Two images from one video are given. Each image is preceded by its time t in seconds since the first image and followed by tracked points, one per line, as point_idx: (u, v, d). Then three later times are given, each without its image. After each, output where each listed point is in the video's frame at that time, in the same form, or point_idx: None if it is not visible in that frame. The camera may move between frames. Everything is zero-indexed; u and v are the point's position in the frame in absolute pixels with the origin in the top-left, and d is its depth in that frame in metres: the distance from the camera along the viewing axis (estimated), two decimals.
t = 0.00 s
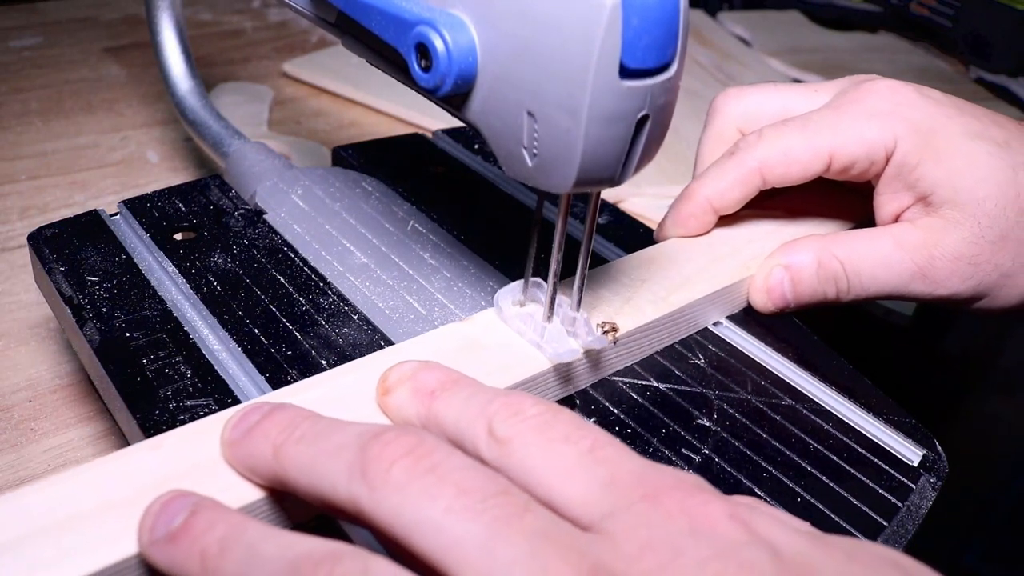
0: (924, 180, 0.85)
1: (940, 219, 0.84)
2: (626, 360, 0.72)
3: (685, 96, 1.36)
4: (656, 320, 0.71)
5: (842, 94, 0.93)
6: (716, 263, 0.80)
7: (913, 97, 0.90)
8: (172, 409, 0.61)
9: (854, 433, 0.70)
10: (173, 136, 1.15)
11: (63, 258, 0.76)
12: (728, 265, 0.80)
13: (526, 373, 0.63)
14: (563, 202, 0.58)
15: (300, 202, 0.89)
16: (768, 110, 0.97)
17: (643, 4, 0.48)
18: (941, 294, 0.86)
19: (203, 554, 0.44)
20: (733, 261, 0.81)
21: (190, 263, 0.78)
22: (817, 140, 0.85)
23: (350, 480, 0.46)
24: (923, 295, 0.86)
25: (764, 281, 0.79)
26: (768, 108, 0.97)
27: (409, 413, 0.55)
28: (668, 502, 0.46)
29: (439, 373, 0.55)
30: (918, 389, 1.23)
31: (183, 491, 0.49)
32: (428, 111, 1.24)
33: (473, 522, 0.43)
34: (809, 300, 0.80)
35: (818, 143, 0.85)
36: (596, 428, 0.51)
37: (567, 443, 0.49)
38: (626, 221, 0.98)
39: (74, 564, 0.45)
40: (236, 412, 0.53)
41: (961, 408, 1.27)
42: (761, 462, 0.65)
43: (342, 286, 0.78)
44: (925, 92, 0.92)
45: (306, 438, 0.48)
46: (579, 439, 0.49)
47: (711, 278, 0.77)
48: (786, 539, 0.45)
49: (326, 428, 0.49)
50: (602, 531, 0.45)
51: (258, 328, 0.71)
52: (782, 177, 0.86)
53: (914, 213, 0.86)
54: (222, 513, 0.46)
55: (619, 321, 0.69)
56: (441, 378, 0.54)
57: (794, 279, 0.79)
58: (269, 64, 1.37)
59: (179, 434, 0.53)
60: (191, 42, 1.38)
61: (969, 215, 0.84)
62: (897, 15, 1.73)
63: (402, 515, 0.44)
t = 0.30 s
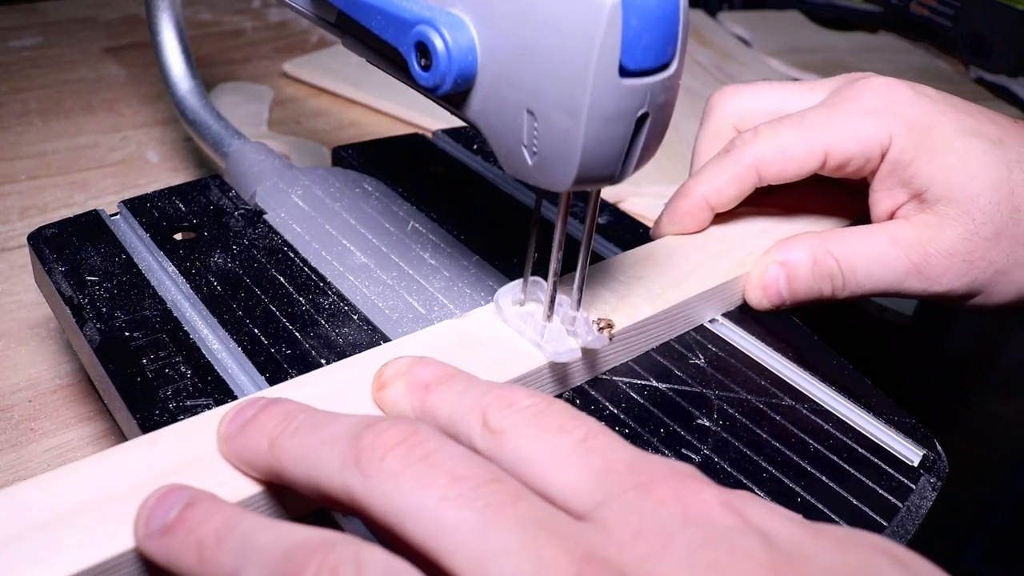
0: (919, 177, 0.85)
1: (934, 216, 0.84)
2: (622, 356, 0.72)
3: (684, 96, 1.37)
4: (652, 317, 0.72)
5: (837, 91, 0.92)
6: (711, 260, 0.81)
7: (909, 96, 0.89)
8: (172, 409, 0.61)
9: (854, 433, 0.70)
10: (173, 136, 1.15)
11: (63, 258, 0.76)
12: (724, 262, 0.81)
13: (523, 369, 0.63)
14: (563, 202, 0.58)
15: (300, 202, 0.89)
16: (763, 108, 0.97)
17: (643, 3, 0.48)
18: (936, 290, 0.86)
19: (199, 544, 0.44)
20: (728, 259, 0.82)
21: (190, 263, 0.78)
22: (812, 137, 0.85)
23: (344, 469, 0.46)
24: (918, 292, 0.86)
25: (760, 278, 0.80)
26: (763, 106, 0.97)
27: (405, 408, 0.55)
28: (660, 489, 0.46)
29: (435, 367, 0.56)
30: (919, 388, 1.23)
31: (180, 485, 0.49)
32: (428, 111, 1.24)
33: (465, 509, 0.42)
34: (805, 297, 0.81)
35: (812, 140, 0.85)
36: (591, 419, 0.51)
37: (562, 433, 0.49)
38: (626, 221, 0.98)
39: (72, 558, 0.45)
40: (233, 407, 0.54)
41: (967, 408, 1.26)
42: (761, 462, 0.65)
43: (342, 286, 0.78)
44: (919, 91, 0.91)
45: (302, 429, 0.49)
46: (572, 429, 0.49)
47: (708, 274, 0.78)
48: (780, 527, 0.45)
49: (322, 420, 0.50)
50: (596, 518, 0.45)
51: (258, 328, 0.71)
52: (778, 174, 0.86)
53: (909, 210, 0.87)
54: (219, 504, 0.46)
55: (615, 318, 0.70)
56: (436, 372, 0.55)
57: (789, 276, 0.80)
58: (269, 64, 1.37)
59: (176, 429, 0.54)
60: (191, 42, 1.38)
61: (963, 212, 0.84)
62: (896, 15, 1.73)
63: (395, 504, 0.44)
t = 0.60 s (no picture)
0: (914, 175, 0.85)
1: (929, 214, 0.85)
2: (618, 354, 0.73)
3: (684, 96, 1.37)
4: (648, 314, 0.72)
5: (833, 90, 0.92)
6: (708, 257, 0.81)
7: (904, 94, 0.89)
8: (172, 409, 0.61)
9: (854, 433, 0.70)
10: (173, 136, 1.15)
11: (63, 258, 0.76)
12: (720, 260, 0.81)
13: (518, 366, 0.64)
14: (563, 202, 0.58)
15: (300, 202, 0.89)
16: (760, 106, 0.97)
17: (643, 4, 0.48)
18: (931, 288, 0.86)
19: (195, 535, 0.45)
20: (724, 256, 0.82)
21: (190, 263, 0.78)
22: (809, 135, 0.85)
23: (339, 458, 0.47)
24: (914, 290, 0.86)
25: (756, 276, 0.80)
26: (760, 105, 0.97)
27: (400, 402, 0.56)
28: (654, 477, 0.46)
29: (431, 361, 0.56)
30: (919, 391, 1.26)
31: (176, 478, 0.50)
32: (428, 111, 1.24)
33: (459, 497, 0.43)
34: (800, 295, 0.81)
35: (809, 137, 0.85)
36: (586, 410, 0.51)
37: (556, 424, 0.50)
38: (626, 221, 0.98)
39: (69, 553, 0.45)
40: (229, 403, 0.54)
41: (971, 408, 1.26)
42: (761, 462, 0.65)
43: (342, 286, 0.78)
44: (915, 90, 0.90)
45: (298, 422, 0.49)
46: (567, 421, 0.50)
47: (705, 271, 0.79)
48: (772, 514, 0.45)
49: (318, 412, 0.50)
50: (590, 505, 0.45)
51: (258, 328, 0.71)
52: (775, 172, 0.86)
53: (904, 209, 0.87)
54: (215, 497, 0.47)
55: (610, 315, 0.70)
56: (431, 366, 0.56)
57: (785, 274, 0.80)
58: (269, 64, 1.37)
59: (173, 425, 0.54)
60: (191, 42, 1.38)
61: (958, 210, 0.85)
62: (897, 15, 1.73)
63: (391, 492, 0.44)
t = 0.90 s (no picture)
0: (909, 173, 0.86)
1: (923, 211, 0.85)
2: (615, 350, 0.73)
3: (684, 96, 1.37)
4: (643, 311, 0.72)
5: (828, 88, 0.92)
6: (704, 254, 0.81)
7: (898, 91, 0.89)
8: (172, 409, 0.61)
9: (854, 433, 0.70)
10: (173, 136, 1.15)
11: (63, 258, 0.76)
12: (716, 257, 0.81)
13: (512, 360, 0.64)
14: (563, 202, 0.58)
15: (300, 202, 0.89)
16: (756, 104, 0.97)
17: (643, 4, 0.48)
18: (926, 286, 0.86)
19: (196, 521, 0.46)
20: (721, 253, 0.82)
21: (190, 263, 0.78)
22: (804, 132, 0.85)
23: (336, 446, 0.47)
24: (908, 287, 0.86)
25: (751, 273, 0.80)
26: (756, 102, 0.97)
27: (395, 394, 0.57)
28: (649, 460, 0.47)
29: (426, 353, 0.57)
30: (919, 391, 1.27)
31: (176, 468, 0.51)
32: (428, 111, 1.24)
33: (456, 480, 0.44)
34: (796, 292, 0.81)
35: (804, 135, 0.85)
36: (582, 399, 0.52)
37: (552, 411, 0.51)
38: (626, 221, 0.98)
39: (74, 544, 0.46)
40: (225, 398, 0.55)
41: (971, 409, 1.26)
42: (761, 462, 0.65)
43: (342, 286, 0.78)
44: (910, 87, 0.90)
45: (295, 413, 0.50)
46: (562, 407, 0.51)
47: (701, 268, 0.79)
48: (768, 499, 0.45)
49: (315, 404, 0.51)
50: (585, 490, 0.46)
51: (259, 328, 0.71)
52: (770, 170, 0.86)
53: (899, 205, 0.87)
54: (215, 484, 0.48)
55: (606, 312, 0.71)
56: (426, 358, 0.57)
57: (782, 272, 0.80)
58: (269, 64, 1.37)
59: (169, 420, 0.55)
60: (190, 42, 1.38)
61: (954, 207, 0.85)
62: (897, 15, 1.73)
63: (388, 478, 0.45)
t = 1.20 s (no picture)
0: (904, 170, 0.86)
1: (918, 208, 0.85)
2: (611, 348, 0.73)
3: (684, 96, 1.37)
4: (640, 308, 0.72)
5: (824, 86, 0.92)
6: (700, 250, 0.82)
7: (893, 90, 0.89)
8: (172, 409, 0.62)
9: (854, 433, 0.70)
10: (173, 136, 1.15)
11: (63, 258, 0.76)
12: (712, 254, 0.81)
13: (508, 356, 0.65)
14: (563, 202, 0.58)
15: (300, 202, 0.89)
16: (753, 102, 0.98)
17: (643, 4, 0.48)
18: (921, 283, 0.87)
19: (194, 515, 0.47)
20: (716, 251, 0.82)
21: (190, 263, 0.78)
22: (799, 131, 0.86)
23: (332, 440, 0.48)
24: (904, 285, 0.87)
25: (747, 271, 0.80)
26: (753, 101, 0.98)
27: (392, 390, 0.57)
28: (643, 452, 0.47)
29: (421, 349, 0.58)
30: (919, 391, 1.28)
31: (174, 462, 0.51)
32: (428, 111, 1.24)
33: (453, 471, 0.45)
34: (791, 290, 0.81)
35: (800, 133, 0.86)
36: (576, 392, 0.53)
37: (545, 405, 0.51)
38: (626, 221, 0.98)
39: (73, 537, 0.46)
40: (222, 393, 0.55)
41: (971, 407, 1.29)
42: (761, 462, 0.65)
43: (342, 286, 0.78)
44: (905, 85, 0.90)
45: (292, 408, 0.51)
46: (557, 400, 0.51)
47: (697, 265, 0.79)
48: (760, 489, 0.45)
49: (312, 398, 0.51)
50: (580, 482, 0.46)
51: (259, 328, 0.71)
52: (766, 168, 0.86)
53: (895, 203, 0.87)
54: (214, 478, 0.49)
55: (602, 309, 0.71)
56: (422, 354, 0.58)
57: (776, 269, 0.80)
58: (269, 64, 1.37)
59: (167, 415, 0.55)
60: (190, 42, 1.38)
61: (949, 205, 0.84)
62: (896, 15, 1.73)
63: (384, 470, 0.46)
